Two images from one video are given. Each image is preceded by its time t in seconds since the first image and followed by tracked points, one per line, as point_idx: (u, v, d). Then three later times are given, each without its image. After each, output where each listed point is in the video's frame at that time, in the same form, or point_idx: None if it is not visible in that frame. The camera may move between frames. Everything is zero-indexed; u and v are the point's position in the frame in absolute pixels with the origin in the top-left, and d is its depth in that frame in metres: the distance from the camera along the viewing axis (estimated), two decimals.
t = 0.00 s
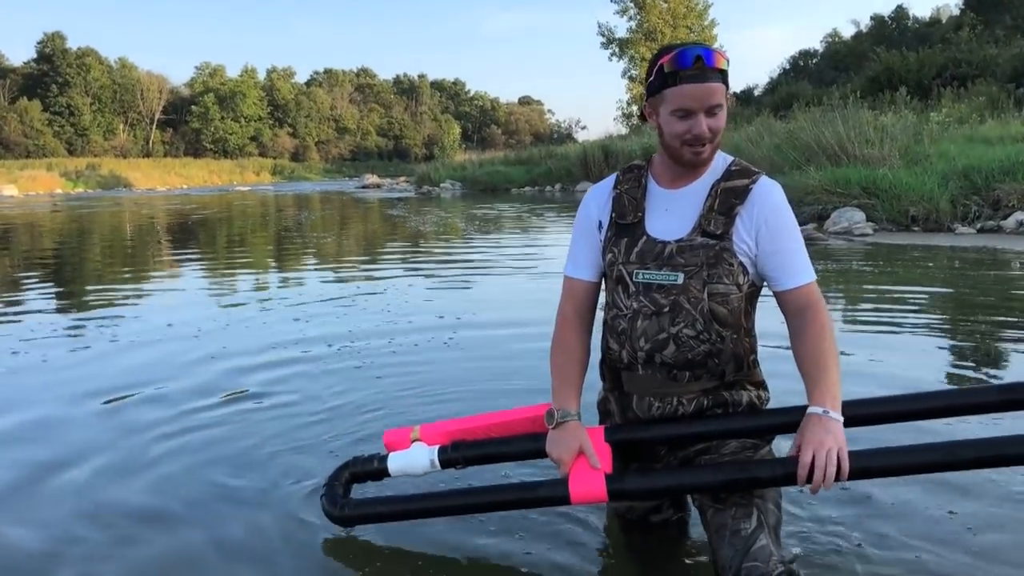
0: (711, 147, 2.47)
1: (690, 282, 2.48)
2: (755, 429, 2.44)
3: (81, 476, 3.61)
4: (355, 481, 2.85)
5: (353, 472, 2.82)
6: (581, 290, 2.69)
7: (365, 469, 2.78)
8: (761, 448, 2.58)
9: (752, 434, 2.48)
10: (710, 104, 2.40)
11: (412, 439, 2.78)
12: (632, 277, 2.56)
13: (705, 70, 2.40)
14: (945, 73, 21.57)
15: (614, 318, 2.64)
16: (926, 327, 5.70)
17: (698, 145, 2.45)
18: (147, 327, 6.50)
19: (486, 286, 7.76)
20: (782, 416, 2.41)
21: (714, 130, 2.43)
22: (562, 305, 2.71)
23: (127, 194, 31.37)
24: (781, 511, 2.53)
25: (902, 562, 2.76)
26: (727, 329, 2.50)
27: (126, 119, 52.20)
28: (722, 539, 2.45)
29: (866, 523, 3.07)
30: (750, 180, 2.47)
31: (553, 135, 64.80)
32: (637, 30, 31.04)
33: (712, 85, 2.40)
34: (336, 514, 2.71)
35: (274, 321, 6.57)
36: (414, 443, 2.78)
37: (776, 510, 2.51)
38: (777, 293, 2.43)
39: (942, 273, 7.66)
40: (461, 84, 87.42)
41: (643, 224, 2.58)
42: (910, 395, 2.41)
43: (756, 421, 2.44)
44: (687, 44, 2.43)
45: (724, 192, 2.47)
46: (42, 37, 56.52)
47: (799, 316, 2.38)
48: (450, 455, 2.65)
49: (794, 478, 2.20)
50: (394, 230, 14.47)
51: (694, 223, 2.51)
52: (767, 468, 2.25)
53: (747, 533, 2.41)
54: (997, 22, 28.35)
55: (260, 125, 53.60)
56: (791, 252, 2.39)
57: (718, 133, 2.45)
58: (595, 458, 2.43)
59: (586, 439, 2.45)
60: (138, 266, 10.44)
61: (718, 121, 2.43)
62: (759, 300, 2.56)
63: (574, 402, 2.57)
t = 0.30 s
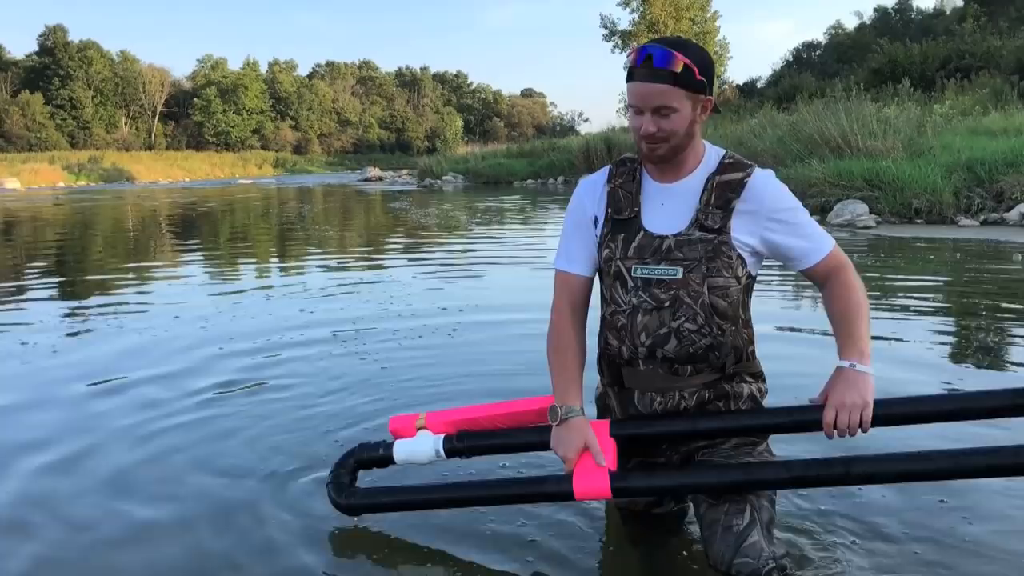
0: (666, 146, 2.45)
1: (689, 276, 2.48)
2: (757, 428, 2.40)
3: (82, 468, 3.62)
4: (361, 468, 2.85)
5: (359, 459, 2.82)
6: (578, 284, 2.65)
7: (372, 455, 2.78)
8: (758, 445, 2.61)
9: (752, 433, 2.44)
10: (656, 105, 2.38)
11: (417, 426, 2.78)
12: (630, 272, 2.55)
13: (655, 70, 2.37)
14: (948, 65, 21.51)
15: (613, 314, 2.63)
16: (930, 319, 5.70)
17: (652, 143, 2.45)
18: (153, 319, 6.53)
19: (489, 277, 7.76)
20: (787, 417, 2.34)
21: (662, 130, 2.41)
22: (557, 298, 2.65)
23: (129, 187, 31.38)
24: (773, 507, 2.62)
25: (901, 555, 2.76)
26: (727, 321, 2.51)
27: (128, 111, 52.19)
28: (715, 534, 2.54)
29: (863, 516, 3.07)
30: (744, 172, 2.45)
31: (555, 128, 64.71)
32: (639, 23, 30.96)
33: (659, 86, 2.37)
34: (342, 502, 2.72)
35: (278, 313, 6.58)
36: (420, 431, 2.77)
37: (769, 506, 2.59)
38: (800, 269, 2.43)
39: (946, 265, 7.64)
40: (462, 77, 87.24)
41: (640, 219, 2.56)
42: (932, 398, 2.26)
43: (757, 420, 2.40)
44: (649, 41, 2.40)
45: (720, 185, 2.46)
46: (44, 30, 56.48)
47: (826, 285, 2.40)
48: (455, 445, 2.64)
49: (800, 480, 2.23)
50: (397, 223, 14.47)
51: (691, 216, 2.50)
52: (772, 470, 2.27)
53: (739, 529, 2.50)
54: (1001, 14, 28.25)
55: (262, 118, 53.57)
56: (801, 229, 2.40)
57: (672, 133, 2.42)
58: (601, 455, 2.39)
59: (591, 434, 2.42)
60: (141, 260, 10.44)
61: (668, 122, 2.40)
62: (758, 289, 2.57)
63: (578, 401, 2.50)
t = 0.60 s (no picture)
0: (650, 132, 2.45)
1: (683, 269, 2.48)
2: (727, 423, 2.38)
3: (84, 454, 3.66)
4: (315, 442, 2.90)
5: (311, 435, 2.88)
6: (569, 273, 2.61)
7: (324, 432, 2.84)
8: (741, 442, 2.62)
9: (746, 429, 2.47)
10: (633, 89, 2.41)
11: (368, 405, 2.82)
12: (625, 264, 2.57)
13: (632, 55, 2.41)
14: (958, 57, 21.39)
15: (611, 305, 2.65)
16: (935, 311, 5.68)
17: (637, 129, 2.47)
18: (161, 306, 6.58)
19: (494, 267, 7.76)
20: (728, 412, 2.38)
21: (642, 115, 2.43)
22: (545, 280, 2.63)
23: (136, 175, 31.43)
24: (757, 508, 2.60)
25: (901, 546, 2.76)
26: (721, 314, 2.50)
27: (135, 100, 52.25)
28: (690, 534, 2.57)
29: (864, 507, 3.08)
30: (743, 162, 2.43)
31: (563, 118, 64.57)
32: (648, 13, 30.82)
33: (635, 71, 2.40)
34: (293, 480, 2.83)
35: (286, 300, 6.62)
36: (371, 409, 2.82)
37: (750, 506, 2.57)
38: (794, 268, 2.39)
39: (952, 257, 7.62)
40: (470, 67, 87.02)
41: (636, 211, 2.56)
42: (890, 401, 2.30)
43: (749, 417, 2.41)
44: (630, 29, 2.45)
45: (718, 175, 2.44)
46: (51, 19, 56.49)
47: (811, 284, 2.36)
48: (402, 426, 2.69)
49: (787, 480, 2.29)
50: (403, 213, 14.47)
51: (687, 209, 2.49)
52: (696, 470, 2.36)
53: (712, 532, 2.52)
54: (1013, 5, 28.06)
55: (269, 107, 53.57)
56: (801, 223, 2.35)
57: (652, 119, 2.43)
58: (537, 446, 2.48)
59: (529, 426, 2.47)
60: (147, 248, 10.47)
61: (646, 107, 2.42)
62: (756, 282, 2.54)
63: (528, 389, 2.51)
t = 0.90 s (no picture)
0: (702, 110, 2.43)
1: (687, 255, 2.48)
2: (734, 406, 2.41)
3: (98, 441, 3.71)
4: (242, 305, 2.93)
5: (239, 296, 2.91)
6: (539, 220, 2.73)
7: (246, 295, 2.91)
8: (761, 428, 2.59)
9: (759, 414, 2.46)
10: (692, 64, 2.39)
11: (297, 277, 2.91)
12: (631, 249, 2.58)
13: (688, 30, 2.40)
14: (970, 50, 21.27)
15: (617, 292, 2.67)
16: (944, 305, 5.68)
17: (686, 107, 2.43)
18: (174, 292, 6.64)
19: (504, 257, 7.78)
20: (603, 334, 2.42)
21: (699, 92, 2.41)
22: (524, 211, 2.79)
23: (145, 162, 31.49)
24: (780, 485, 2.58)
25: (907, 546, 2.79)
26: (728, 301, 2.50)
27: (144, 87, 52.29)
28: (713, 523, 2.54)
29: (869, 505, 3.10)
30: (754, 151, 2.41)
31: (571, 108, 64.42)
32: (658, 3, 30.68)
33: (695, 45, 2.39)
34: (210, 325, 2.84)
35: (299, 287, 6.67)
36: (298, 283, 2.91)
37: (773, 486, 2.55)
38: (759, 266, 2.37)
39: (962, 251, 7.60)
40: (477, 56, 86.71)
41: (644, 194, 2.57)
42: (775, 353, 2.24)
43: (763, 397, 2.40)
44: (674, 7, 2.45)
45: (727, 162, 2.43)
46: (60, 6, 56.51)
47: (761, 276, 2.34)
48: (317, 300, 2.79)
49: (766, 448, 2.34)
50: (410, 202, 14.50)
51: (693, 193, 2.49)
52: (545, 372, 2.30)
53: (735, 519, 2.50)
54: None
55: (277, 96, 53.56)
56: (782, 229, 2.32)
57: (707, 96, 2.42)
58: (417, 331, 2.59)
59: (417, 312, 2.62)
60: (157, 234, 10.52)
61: (704, 83, 2.41)
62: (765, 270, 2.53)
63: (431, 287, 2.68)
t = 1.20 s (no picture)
0: (703, 92, 2.43)
1: (679, 245, 2.48)
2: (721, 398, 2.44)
3: (99, 424, 3.73)
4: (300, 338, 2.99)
5: (297, 331, 2.97)
6: (556, 227, 2.73)
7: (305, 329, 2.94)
8: (751, 420, 2.61)
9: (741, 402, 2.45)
10: (695, 43, 2.39)
11: (350, 310, 2.92)
12: (625, 238, 2.59)
13: (692, 9, 2.41)
14: (977, 40, 21.18)
15: (612, 280, 2.69)
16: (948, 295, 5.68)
17: (688, 88, 2.43)
18: (177, 278, 6.67)
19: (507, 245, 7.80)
20: (643, 365, 2.46)
21: (702, 73, 2.41)
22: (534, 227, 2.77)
23: (148, 149, 31.47)
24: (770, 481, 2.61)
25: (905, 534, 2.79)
26: (720, 291, 2.50)
27: (148, 73, 52.23)
28: (701, 513, 2.59)
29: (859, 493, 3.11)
30: (753, 142, 2.40)
31: (576, 97, 64.28)
32: None
33: (698, 25, 2.40)
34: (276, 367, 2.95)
35: (303, 275, 6.70)
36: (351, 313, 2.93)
37: (763, 482, 2.58)
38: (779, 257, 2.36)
39: (966, 242, 7.59)
40: (482, 44, 86.42)
41: (641, 183, 2.57)
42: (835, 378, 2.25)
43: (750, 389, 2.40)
44: None
45: (725, 153, 2.42)
46: None
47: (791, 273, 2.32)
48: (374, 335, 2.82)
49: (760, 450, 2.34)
50: (414, 189, 14.50)
51: (689, 183, 2.48)
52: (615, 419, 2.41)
53: (721, 511, 2.54)
54: None
55: (281, 83, 53.45)
56: (803, 215, 2.32)
57: (709, 77, 2.42)
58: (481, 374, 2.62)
59: (478, 353, 2.64)
60: (160, 220, 10.53)
61: (706, 64, 2.41)
62: (764, 263, 2.51)
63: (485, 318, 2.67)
